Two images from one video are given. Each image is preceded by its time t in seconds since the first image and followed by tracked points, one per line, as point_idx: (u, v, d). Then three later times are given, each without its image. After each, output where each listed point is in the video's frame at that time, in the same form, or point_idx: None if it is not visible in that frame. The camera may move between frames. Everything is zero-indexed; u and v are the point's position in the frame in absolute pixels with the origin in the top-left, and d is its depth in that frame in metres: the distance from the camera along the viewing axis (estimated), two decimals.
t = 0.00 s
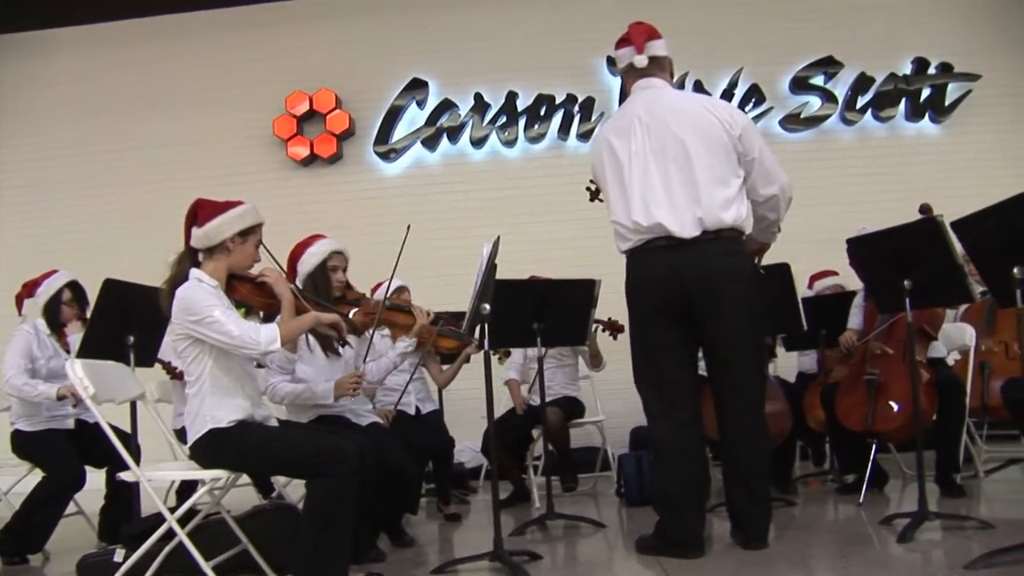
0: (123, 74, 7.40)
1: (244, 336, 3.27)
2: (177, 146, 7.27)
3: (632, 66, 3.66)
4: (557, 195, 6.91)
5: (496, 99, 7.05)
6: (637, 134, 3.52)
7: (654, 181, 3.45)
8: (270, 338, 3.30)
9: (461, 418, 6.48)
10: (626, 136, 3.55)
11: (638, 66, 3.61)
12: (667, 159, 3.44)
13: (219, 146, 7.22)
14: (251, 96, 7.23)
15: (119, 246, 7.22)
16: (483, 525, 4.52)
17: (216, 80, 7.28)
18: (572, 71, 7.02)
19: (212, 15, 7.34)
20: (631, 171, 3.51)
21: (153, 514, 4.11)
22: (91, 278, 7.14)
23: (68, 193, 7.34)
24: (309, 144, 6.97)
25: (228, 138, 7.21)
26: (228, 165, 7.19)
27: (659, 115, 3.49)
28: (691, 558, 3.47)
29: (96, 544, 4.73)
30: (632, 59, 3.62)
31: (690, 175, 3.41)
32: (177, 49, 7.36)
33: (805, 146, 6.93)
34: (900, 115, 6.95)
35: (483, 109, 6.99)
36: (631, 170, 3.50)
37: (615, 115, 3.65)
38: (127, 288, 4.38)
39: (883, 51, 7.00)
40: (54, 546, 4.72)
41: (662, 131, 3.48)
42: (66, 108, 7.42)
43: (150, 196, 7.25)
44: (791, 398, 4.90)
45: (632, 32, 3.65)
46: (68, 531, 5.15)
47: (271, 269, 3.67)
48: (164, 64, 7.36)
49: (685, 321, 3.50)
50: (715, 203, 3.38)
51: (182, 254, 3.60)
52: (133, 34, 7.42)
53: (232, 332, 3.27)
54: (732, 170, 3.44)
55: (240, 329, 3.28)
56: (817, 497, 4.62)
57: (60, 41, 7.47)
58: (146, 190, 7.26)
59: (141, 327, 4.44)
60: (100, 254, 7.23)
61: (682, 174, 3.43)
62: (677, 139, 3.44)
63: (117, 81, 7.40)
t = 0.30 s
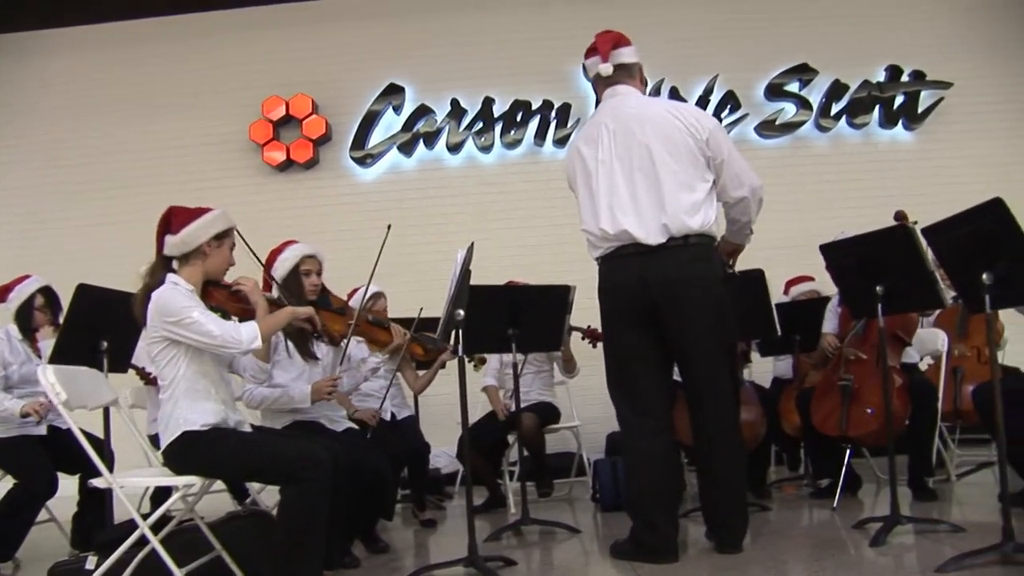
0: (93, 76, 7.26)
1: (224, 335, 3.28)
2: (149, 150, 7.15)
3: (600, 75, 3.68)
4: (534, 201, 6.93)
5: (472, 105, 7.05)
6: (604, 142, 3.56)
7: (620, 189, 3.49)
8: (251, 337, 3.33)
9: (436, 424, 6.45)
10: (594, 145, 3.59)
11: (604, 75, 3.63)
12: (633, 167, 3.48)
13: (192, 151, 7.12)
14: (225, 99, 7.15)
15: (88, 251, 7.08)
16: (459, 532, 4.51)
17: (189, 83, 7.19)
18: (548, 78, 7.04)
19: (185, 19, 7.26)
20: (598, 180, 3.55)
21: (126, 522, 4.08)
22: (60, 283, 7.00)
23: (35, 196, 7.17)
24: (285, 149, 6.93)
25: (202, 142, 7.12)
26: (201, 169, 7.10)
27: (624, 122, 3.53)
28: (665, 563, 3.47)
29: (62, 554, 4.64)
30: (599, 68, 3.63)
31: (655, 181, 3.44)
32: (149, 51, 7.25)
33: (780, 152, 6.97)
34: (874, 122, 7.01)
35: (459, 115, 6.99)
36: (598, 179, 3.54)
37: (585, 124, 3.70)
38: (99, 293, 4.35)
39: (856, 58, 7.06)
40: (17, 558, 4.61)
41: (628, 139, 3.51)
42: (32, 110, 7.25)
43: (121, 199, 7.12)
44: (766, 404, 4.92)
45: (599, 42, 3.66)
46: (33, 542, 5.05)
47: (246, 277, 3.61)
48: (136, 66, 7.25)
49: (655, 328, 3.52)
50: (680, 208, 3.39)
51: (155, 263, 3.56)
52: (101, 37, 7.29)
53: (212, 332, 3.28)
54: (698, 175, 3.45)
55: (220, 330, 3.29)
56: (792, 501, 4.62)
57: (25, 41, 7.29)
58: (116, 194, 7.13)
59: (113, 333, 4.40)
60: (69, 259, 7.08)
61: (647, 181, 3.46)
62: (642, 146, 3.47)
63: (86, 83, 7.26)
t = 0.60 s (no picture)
0: (65, 80, 7.17)
1: (202, 335, 3.30)
2: (123, 154, 7.09)
3: (578, 80, 3.70)
4: (512, 207, 6.94)
5: (450, 112, 7.05)
6: (583, 148, 3.55)
7: (601, 196, 3.49)
8: (228, 337, 3.36)
9: (413, 431, 6.44)
10: (573, 150, 3.58)
11: (583, 80, 3.65)
12: (613, 174, 3.48)
13: (168, 157, 7.07)
14: (201, 104, 7.10)
15: (61, 256, 6.99)
16: (435, 538, 4.50)
17: (164, 87, 7.13)
18: (525, 85, 7.06)
19: (161, 23, 7.20)
20: (578, 186, 3.55)
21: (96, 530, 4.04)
22: (32, 289, 6.92)
23: (7, 201, 7.08)
24: (262, 155, 6.90)
25: (177, 147, 7.06)
26: (177, 174, 7.05)
27: (604, 129, 3.53)
28: (640, 569, 3.47)
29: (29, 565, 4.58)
30: (578, 73, 3.66)
31: (636, 188, 3.45)
32: (123, 55, 7.18)
33: (756, 160, 7.01)
34: (849, 130, 7.07)
35: (436, 121, 6.99)
36: (578, 185, 3.53)
37: (562, 130, 3.69)
38: (72, 300, 4.32)
39: (832, 67, 7.11)
40: None
41: (609, 146, 3.51)
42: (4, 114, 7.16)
43: (94, 204, 7.05)
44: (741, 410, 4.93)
45: (575, 48, 3.69)
46: None
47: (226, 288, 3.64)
48: (110, 70, 7.18)
49: (633, 335, 3.52)
50: (661, 216, 3.41)
51: (137, 272, 3.58)
52: (74, 40, 7.20)
53: (190, 333, 3.30)
54: (678, 183, 3.48)
55: (197, 330, 3.30)
56: (767, 507, 4.64)
57: None
58: (90, 199, 7.05)
59: (87, 339, 4.38)
60: (41, 264, 6.99)
61: (628, 188, 3.46)
62: (623, 153, 3.48)
63: (58, 86, 7.17)
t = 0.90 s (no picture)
0: (38, 83, 7.11)
1: (181, 334, 3.30)
2: (98, 158, 7.04)
3: (558, 82, 3.67)
4: (489, 211, 6.94)
5: (427, 116, 7.05)
6: (564, 152, 3.52)
7: (583, 200, 3.47)
8: (209, 334, 3.36)
9: (389, 435, 6.44)
10: (553, 154, 3.55)
11: (566, 83, 3.62)
12: (595, 179, 3.47)
13: (144, 160, 7.03)
14: (177, 108, 7.07)
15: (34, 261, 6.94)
16: (410, 543, 4.50)
17: (139, 91, 7.09)
18: (502, 89, 7.06)
19: (135, 26, 7.16)
20: (559, 190, 3.51)
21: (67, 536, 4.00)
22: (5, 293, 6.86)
23: None
24: (238, 158, 6.87)
25: (153, 150, 7.03)
26: (152, 178, 7.01)
27: (587, 134, 3.52)
28: (612, 573, 3.46)
29: None
30: (559, 75, 3.62)
31: (619, 194, 3.45)
32: (97, 58, 7.13)
33: (731, 165, 7.05)
34: (824, 135, 7.12)
35: (413, 125, 6.99)
36: (559, 189, 3.50)
37: (540, 132, 3.65)
38: (45, 303, 4.30)
39: (807, 73, 7.15)
40: None
41: (591, 150, 3.50)
42: None
43: (69, 208, 7.00)
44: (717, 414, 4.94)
45: (557, 49, 3.64)
46: None
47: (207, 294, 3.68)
48: (84, 72, 7.12)
49: (609, 340, 3.51)
50: (643, 223, 3.43)
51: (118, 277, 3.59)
52: (46, 43, 7.14)
53: (168, 332, 3.30)
54: (657, 190, 3.51)
55: (176, 328, 3.31)
56: (742, 511, 4.65)
57: None
58: (64, 203, 7.01)
59: (60, 342, 4.35)
60: (14, 268, 6.93)
61: (611, 193, 3.46)
62: (606, 158, 3.48)
63: (31, 89, 7.11)
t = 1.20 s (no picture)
0: (12, 83, 7.05)
1: (161, 334, 3.30)
2: (74, 159, 7.00)
3: (538, 82, 3.66)
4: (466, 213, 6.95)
5: (404, 118, 7.05)
6: (545, 153, 3.50)
7: (564, 201, 3.45)
8: (189, 334, 3.37)
9: (365, 437, 6.43)
10: (534, 155, 3.53)
11: (548, 83, 3.62)
12: (577, 180, 3.46)
13: (120, 161, 6.99)
14: (153, 109, 7.03)
15: (9, 262, 6.88)
16: (387, 545, 4.49)
17: (115, 91, 7.05)
18: (480, 92, 7.07)
19: (111, 26, 7.11)
20: (540, 191, 3.49)
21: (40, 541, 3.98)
22: None
23: None
24: (215, 160, 6.84)
25: (129, 152, 6.99)
26: (129, 179, 6.97)
27: (568, 136, 3.51)
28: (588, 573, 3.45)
29: None
30: (543, 76, 3.62)
31: (600, 196, 3.45)
32: (73, 58, 7.08)
33: (708, 168, 7.09)
34: (801, 139, 7.17)
35: (391, 127, 6.98)
36: (540, 189, 3.48)
37: (518, 132, 3.62)
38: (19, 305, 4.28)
39: (784, 77, 7.19)
40: None
41: (572, 152, 3.49)
42: None
43: (43, 210, 6.95)
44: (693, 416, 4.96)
45: (540, 49, 3.64)
46: None
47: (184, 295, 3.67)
48: (59, 73, 7.07)
49: (585, 343, 3.50)
50: (624, 226, 3.44)
51: (96, 277, 3.58)
52: (20, 43, 7.08)
53: (149, 332, 3.30)
54: (635, 194, 3.53)
55: (157, 329, 3.31)
56: (717, 513, 4.66)
57: None
58: (39, 204, 6.96)
59: (34, 344, 4.33)
60: None
61: (592, 195, 3.45)
62: (587, 160, 3.47)
63: (6, 89, 7.05)
